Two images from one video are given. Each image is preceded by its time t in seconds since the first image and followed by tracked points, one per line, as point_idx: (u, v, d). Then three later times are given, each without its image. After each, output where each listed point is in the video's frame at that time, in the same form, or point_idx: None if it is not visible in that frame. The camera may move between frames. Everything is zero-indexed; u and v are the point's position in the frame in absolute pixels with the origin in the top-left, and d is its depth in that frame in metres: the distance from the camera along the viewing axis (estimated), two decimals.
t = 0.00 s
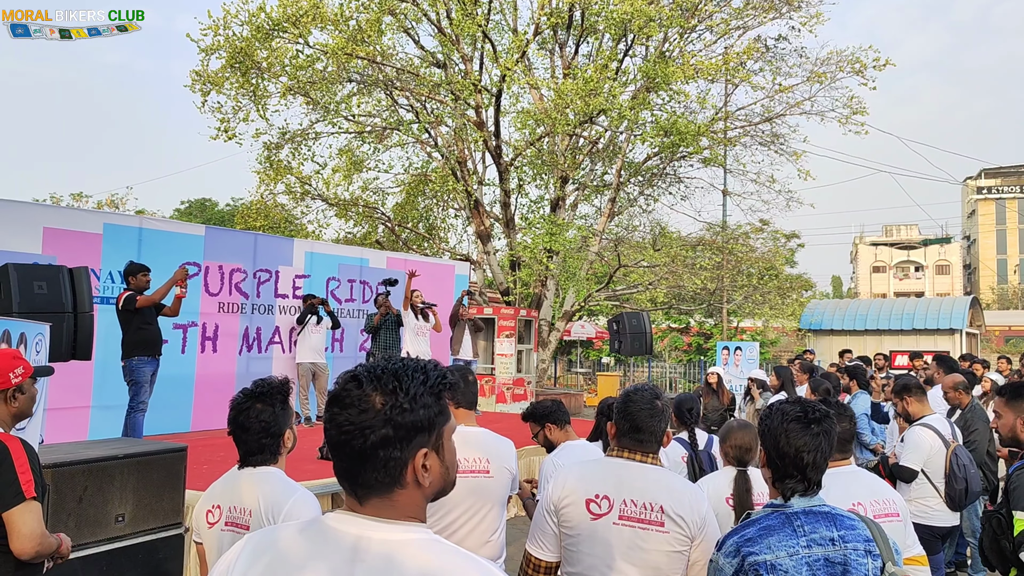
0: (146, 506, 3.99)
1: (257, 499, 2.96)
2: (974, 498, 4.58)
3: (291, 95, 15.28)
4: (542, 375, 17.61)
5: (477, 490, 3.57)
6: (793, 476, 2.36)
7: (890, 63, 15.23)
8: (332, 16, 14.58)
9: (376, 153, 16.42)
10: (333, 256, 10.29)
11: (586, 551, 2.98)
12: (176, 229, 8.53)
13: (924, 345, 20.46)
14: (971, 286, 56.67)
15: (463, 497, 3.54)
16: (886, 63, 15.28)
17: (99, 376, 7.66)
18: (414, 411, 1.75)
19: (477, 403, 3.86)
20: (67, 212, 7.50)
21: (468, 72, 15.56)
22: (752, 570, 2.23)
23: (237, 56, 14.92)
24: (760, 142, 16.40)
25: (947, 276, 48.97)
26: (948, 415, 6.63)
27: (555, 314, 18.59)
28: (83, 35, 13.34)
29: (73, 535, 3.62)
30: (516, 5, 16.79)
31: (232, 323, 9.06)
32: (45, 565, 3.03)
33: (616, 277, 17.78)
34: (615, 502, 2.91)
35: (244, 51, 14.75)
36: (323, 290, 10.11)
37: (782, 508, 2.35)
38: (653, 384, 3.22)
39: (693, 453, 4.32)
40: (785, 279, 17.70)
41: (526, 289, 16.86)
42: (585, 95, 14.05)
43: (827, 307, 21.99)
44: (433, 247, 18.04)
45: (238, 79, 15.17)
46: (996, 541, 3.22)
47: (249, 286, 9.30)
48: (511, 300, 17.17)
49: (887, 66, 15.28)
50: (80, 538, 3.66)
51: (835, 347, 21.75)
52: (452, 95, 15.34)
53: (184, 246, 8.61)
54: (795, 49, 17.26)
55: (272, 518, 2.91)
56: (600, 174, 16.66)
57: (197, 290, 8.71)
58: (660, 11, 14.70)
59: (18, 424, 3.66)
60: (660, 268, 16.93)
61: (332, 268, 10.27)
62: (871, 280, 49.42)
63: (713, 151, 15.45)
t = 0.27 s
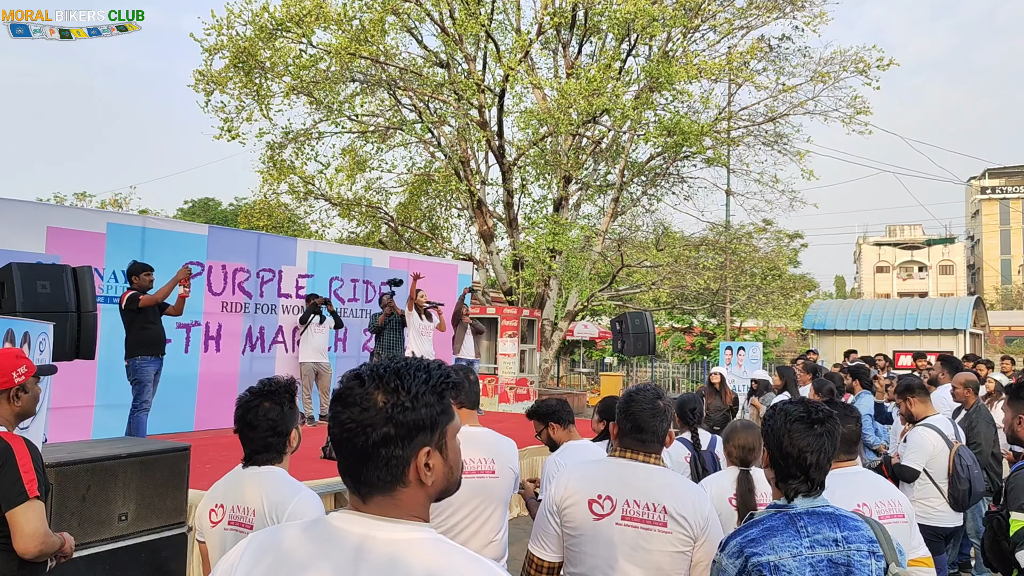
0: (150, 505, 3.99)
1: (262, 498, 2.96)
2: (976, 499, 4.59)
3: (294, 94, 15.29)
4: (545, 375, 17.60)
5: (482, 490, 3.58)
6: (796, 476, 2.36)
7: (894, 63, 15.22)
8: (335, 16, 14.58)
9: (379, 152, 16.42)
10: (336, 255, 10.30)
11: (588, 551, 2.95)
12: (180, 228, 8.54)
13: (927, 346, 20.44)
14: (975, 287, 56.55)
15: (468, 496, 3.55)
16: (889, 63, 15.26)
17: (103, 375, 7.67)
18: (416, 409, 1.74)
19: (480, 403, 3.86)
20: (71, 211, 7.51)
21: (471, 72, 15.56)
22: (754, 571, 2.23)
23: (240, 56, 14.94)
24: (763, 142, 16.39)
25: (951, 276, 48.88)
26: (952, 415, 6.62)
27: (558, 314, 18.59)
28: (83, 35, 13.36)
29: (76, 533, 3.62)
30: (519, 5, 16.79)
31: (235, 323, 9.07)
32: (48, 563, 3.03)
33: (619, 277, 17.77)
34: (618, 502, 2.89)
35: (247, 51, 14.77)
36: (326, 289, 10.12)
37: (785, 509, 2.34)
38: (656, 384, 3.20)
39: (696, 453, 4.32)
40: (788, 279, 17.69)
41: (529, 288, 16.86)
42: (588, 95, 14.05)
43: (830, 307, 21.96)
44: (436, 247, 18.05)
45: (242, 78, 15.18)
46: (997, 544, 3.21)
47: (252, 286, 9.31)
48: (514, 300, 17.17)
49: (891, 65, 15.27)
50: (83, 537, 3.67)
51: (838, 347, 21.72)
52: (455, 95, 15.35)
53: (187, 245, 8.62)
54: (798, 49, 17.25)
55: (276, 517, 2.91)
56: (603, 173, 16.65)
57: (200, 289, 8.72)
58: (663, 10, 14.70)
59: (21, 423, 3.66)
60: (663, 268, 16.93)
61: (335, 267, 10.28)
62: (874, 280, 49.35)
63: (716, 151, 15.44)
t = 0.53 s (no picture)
0: (152, 505, 4.00)
1: (266, 498, 2.96)
2: (980, 499, 4.57)
3: (297, 94, 15.31)
4: (548, 375, 17.61)
5: (479, 490, 3.57)
6: (799, 476, 2.36)
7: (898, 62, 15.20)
8: (338, 16, 14.59)
9: (382, 152, 16.43)
10: (339, 255, 10.30)
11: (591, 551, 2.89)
12: (183, 228, 8.54)
13: (931, 346, 20.40)
14: (979, 286, 56.45)
15: (465, 497, 3.55)
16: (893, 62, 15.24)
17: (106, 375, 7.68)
18: (419, 408, 1.74)
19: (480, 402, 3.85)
20: (75, 211, 7.52)
21: (474, 72, 15.57)
22: (757, 571, 2.22)
23: (243, 56, 14.95)
24: (766, 142, 16.37)
25: (955, 276, 48.79)
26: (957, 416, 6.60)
27: (560, 314, 18.59)
28: (83, 34, 13.37)
29: (79, 533, 3.62)
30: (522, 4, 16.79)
31: (238, 322, 9.07)
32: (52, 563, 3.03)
33: (622, 277, 17.76)
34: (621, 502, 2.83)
35: (250, 50, 14.79)
36: (329, 289, 10.13)
37: (788, 510, 2.34)
38: (655, 383, 3.16)
39: (699, 453, 4.30)
40: (792, 279, 17.68)
41: (532, 288, 16.86)
42: (591, 95, 14.04)
43: (834, 307, 21.92)
44: (439, 247, 18.06)
45: (245, 78, 15.20)
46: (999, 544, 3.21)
47: (255, 285, 9.31)
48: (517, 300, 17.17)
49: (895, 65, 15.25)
50: (86, 537, 3.67)
51: (842, 347, 21.69)
52: (458, 94, 15.37)
53: (190, 245, 8.62)
54: (802, 49, 17.23)
55: (280, 517, 2.91)
56: (606, 173, 16.65)
57: (203, 289, 8.73)
58: (666, 10, 14.69)
59: (25, 422, 3.67)
60: (666, 267, 16.92)
61: (338, 267, 10.28)
62: (878, 281, 49.28)
63: (719, 150, 15.43)
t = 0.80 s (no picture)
0: (156, 505, 4.01)
1: (268, 498, 2.96)
2: (983, 499, 4.57)
3: (300, 94, 15.32)
4: (551, 375, 17.63)
5: (474, 491, 3.56)
6: (801, 476, 2.35)
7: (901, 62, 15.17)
8: (341, 16, 14.59)
9: (385, 152, 16.44)
10: (342, 255, 10.31)
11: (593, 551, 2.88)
12: (186, 228, 8.55)
13: (934, 346, 20.37)
14: (982, 287, 56.33)
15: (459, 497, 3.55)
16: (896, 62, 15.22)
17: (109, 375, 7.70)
18: (419, 407, 1.75)
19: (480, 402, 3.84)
20: (79, 211, 7.54)
21: (477, 72, 15.57)
22: (760, 572, 2.22)
23: (246, 56, 14.96)
24: (769, 142, 16.35)
25: (958, 276, 48.70)
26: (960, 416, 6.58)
27: (563, 314, 18.59)
28: (83, 34, 13.38)
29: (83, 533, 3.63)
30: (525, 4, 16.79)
31: (242, 322, 9.08)
32: (55, 562, 3.04)
33: (625, 277, 17.76)
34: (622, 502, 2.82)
35: (254, 50, 14.80)
36: (332, 289, 10.14)
37: (790, 510, 2.33)
38: (656, 383, 3.16)
39: (702, 453, 4.29)
40: (795, 279, 17.67)
41: (535, 288, 16.87)
42: (594, 95, 14.04)
43: (837, 307, 21.90)
44: (442, 247, 18.07)
45: (248, 78, 15.20)
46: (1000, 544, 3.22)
47: (258, 285, 9.32)
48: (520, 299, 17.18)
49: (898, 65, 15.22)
50: (89, 536, 3.68)
51: (845, 347, 21.66)
52: (461, 94, 15.39)
53: (193, 245, 8.63)
54: (805, 48, 17.21)
55: (282, 518, 2.92)
56: (609, 173, 16.65)
57: (206, 289, 8.74)
58: (669, 10, 14.68)
59: (29, 422, 3.68)
60: (669, 267, 16.91)
61: (341, 267, 10.29)
62: (881, 280, 49.21)
63: (722, 150, 15.42)
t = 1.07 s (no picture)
0: (160, 503, 4.01)
1: (271, 497, 2.97)
2: (986, 499, 4.57)
3: (303, 94, 15.32)
4: (553, 374, 17.65)
5: (471, 489, 3.56)
6: (804, 475, 2.34)
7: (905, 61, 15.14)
8: (344, 16, 14.59)
9: (388, 152, 16.44)
10: (345, 254, 10.32)
11: (595, 549, 2.88)
12: (189, 228, 8.56)
13: (937, 346, 20.33)
14: (985, 286, 56.26)
15: (456, 495, 3.56)
16: (900, 61, 15.19)
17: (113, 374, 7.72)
18: (427, 403, 1.76)
19: (482, 401, 3.83)
20: (82, 210, 7.54)
21: (479, 71, 15.57)
22: (763, 570, 2.20)
23: (249, 56, 14.96)
24: (773, 141, 16.33)
25: (962, 275, 48.60)
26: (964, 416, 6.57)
27: (566, 314, 18.60)
28: (84, 35, 13.37)
29: (87, 531, 3.64)
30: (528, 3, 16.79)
31: (245, 322, 9.09)
32: (60, 560, 3.05)
33: (628, 276, 17.78)
34: (626, 500, 2.82)
35: (257, 50, 14.80)
36: (335, 288, 10.15)
37: (794, 508, 2.32)
38: (659, 382, 3.15)
39: (705, 452, 4.30)
40: (798, 278, 17.65)
41: (538, 288, 16.88)
42: (597, 94, 14.02)
43: (840, 307, 21.87)
44: (445, 246, 18.07)
45: (251, 78, 15.21)
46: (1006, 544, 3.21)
47: (261, 285, 9.33)
48: (523, 299, 17.20)
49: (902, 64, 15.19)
50: (93, 535, 3.68)
51: (848, 347, 21.64)
52: (464, 94, 15.38)
53: (196, 244, 8.64)
54: (808, 47, 17.19)
55: (285, 517, 2.92)
56: (612, 173, 16.65)
57: (209, 288, 8.75)
58: (672, 9, 14.65)
59: (33, 422, 3.69)
60: (672, 267, 16.90)
61: (344, 266, 10.30)
62: (884, 280, 49.15)
63: (725, 150, 15.41)
